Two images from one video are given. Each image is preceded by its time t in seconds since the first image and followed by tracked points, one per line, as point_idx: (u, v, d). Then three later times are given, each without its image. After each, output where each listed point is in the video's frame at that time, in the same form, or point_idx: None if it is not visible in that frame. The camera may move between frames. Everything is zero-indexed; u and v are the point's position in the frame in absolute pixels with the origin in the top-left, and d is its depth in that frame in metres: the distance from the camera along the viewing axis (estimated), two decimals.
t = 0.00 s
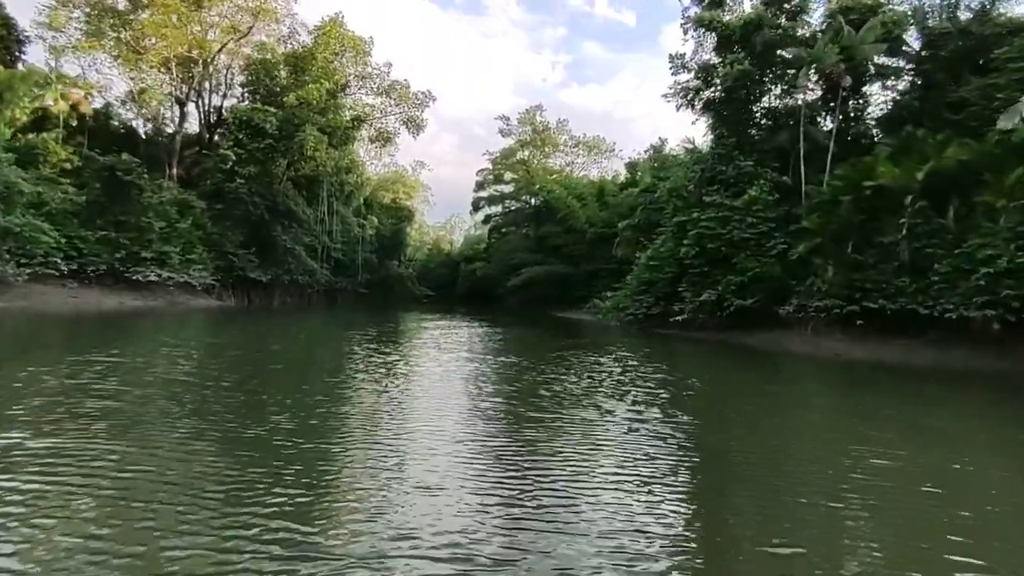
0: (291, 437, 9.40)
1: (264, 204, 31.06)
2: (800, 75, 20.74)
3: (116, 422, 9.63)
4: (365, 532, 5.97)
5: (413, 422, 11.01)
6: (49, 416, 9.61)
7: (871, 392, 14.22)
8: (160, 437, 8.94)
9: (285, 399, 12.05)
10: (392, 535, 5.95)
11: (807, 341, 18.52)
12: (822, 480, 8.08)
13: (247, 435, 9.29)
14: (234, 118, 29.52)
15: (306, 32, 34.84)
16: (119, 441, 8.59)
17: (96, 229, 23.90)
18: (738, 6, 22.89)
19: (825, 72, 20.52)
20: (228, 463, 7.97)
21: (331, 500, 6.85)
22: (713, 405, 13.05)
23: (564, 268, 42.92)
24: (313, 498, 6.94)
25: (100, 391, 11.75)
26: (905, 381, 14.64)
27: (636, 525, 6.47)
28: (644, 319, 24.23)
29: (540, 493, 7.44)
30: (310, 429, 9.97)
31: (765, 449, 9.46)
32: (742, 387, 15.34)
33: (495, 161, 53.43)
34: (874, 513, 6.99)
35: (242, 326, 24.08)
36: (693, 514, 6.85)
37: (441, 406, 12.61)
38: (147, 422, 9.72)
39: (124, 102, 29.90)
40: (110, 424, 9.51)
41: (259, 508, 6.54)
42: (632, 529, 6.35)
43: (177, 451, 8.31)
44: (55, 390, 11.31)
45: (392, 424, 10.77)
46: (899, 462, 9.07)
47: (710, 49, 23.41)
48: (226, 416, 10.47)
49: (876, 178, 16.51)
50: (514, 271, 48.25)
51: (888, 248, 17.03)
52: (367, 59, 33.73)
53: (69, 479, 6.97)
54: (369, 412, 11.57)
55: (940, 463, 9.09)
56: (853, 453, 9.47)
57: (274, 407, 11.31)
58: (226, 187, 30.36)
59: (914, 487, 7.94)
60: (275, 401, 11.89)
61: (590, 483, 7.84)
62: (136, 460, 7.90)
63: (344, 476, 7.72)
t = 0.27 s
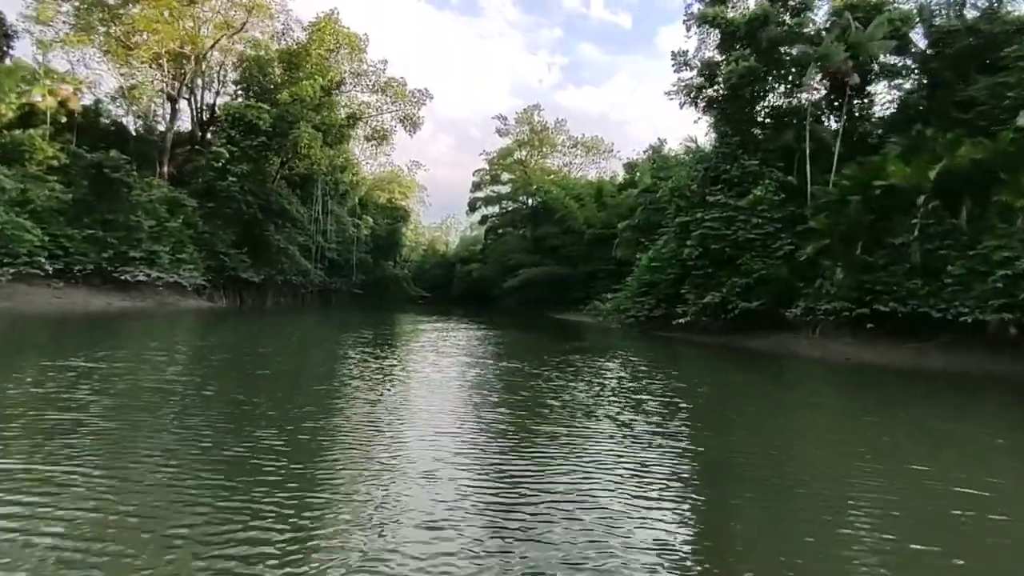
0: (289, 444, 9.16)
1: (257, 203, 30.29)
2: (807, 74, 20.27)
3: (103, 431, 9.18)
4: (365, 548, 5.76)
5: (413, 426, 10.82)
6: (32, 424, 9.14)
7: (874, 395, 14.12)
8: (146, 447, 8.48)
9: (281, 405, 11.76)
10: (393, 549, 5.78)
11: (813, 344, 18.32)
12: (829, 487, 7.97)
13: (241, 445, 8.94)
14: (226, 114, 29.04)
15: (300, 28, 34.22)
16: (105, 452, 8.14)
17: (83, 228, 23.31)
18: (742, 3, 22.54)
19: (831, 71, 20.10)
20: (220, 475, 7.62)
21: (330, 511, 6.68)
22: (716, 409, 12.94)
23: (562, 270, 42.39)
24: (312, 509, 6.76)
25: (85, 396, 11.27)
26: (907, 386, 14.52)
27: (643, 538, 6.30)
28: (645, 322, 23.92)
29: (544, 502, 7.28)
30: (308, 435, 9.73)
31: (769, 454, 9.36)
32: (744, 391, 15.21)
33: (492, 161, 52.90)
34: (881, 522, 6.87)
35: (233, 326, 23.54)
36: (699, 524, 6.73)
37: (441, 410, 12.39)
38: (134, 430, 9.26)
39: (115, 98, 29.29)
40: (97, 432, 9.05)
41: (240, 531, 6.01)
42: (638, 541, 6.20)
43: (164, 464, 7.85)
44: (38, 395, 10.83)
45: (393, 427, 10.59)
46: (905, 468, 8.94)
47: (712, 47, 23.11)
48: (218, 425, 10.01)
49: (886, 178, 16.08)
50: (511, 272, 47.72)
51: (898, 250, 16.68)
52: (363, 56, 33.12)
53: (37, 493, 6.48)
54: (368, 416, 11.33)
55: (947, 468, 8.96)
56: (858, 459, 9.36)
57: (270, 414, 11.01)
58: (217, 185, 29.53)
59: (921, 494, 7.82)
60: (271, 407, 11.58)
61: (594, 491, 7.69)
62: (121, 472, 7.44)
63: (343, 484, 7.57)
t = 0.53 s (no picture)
0: (292, 448, 8.98)
1: (252, 201, 29.64)
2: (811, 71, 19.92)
3: (94, 437, 8.79)
4: (368, 553, 5.59)
5: (418, 427, 10.67)
6: (18, 428, 8.74)
7: (879, 396, 14.00)
8: (137, 456, 8.08)
9: (283, 405, 11.53)
10: (395, 553, 5.65)
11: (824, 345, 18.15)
12: (836, 485, 7.90)
13: (242, 451, 8.65)
14: (222, 109, 28.49)
15: (296, 23, 33.68)
16: (94, 460, 7.75)
17: (72, 225, 22.78)
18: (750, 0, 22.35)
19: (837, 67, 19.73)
20: (220, 481, 7.41)
21: (333, 516, 6.57)
22: (721, 408, 12.86)
23: (561, 270, 41.87)
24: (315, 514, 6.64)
25: (76, 399, 10.87)
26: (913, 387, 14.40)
27: (650, 541, 6.16)
28: (647, 324, 23.66)
29: (550, 505, 7.14)
30: (311, 439, 9.54)
31: (775, 453, 9.28)
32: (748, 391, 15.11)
33: (491, 160, 52.39)
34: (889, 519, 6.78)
35: (226, 326, 23.05)
36: (706, 522, 6.64)
37: (445, 410, 12.20)
38: (127, 437, 8.87)
39: (107, 94, 28.71)
40: (88, 439, 8.66)
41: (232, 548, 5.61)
42: (645, 543, 6.08)
43: (157, 475, 7.46)
44: (27, 398, 10.42)
45: (397, 429, 10.44)
46: (915, 468, 8.82)
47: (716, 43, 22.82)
48: (214, 430, 9.61)
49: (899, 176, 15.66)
50: (509, 273, 47.22)
51: (911, 249, 16.34)
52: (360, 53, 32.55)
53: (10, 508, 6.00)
54: (371, 418, 11.13)
55: (957, 469, 8.84)
56: (866, 458, 9.25)
57: (270, 416, 10.79)
58: (212, 183, 28.84)
59: (930, 494, 7.70)
60: (271, 408, 11.33)
61: (600, 492, 7.58)
62: (113, 484, 7.05)
63: (346, 488, 7.45)
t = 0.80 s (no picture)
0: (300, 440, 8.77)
1: (251, 199, 29.17)
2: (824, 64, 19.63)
3: (87, 433, 8.38)
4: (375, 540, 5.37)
5: (429, 426, 10.48)
6: (3, 427, 8.33)
7: (891, 399, 13.79)
8: (132, 451, 7.67)
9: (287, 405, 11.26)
10: (398, 540, 5.48)
11: (839, 348, 17.87)
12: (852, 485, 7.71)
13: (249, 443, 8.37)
14: (220, 105, 27.64)
15: (295, 19, 33.15)
16: (87, 456, 7.34)
17: (65, 223, 22.32)
18: None
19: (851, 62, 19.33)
20: (225, 467, 7.18)
21: (341, 497, 6.41)
22: (732, 409, 12.70)
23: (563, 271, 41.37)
24: (326, 493, 6.51)
25: (67, 398, 10.44)
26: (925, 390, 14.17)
27: (653, 534, 6.00)
28: (654, 324, 23.44)
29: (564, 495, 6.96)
30: (319, 433, 9.32)
31: (786, 453, 9.12)
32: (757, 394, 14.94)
33: (492, 159, 51.89)
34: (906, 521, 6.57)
35: (220, 326, 22.56)
36: (719, 520, 6.45)
37: (453, 411, 11.95)
38: (121, 433, 8.44)
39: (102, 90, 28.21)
40: (80, 435, 8.25)
41: (232, 541, 5.20)
42: (658, 537, 5.88)
43: (154, 467, 7.05)
44: (13, 396, 9.99)
45: (407, 428, 10.26)
46: (932, 470, 8.59)
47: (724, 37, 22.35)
48: (212, 428, 9.19)
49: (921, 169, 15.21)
50: (510, 273, 46.75)
51: (929, 248, 15.94)
52: (360, 49, 32.03)
53: None
54: (379, 418, 10.90)
55: (977, 472, 8.58)
56: (879, 460, 9.06)
57: (275, 411, 10.54)
58: (209, 179, 28.07)
59: (941, 495, 7.53)
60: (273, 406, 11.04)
61: (613, 485, 7.41)
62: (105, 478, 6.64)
63: (357, 473, 7.32)
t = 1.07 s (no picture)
0: (319, 443, 8.75)
1: (249, 198, 28.72)
2: (833, 58, 19.56)
3: (82, 441, 8.05)
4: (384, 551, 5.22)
5: (443, 428, 10.34)
6: None
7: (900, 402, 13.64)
8: (129, 461, 7.33)
9: (297, 407, 11.18)
10: (388, 547, 5.35)
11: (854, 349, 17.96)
12: (859, 483, 7.52)
13: (263, 449, 8.25)
14: (218, 102, 26.95)
15: (294, 15, 32.63)
16: (80, 468, 7.01)
17: (59, 222, 21.84)
18: None
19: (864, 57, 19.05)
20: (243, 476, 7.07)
21: (351, 506, 6.31)
22: (743, 409, 12.57)
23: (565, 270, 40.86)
24: (340, 500, 6.45)
25: (61, 402, 10.06)
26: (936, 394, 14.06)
27: (652, 536, 5.86)
28: (662, 326, 23.41)
29: (576, 498, 6.82)
30: (337, 435, 9.28)
31: (791, 449, 8.99)
32: (765, 394, 14.92)
33: (493, 158, 51.41)
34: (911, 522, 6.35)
35: (213, 326, 22.05)
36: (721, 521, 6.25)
37: (463, 413, 11.74)
38: (116, 442, 8.12)
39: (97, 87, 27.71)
40: (74, 443, 7.92)
41: (223, 568, 4.81)
42: (657, 539, 5.75)
43: (150, 481, 6.71)
44: None
45: (420, 430, 10.13)
46: (942, 471, 8.31)
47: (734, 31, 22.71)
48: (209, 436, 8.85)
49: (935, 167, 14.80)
50: (512, 273, 46.29)
51: (947, 246, 15.81)
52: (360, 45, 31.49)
53: None
54: (388, 421, 10.71)
55: (991, 474, 8.24)
56: (886, 455, 8.92)
57: (285, 415, 10.42)
58: (206, 177, 27.47)
59: (946, 491, 7.39)
60: (281, 409, 10.90)
61: (624, 487, 7.29)
62: (101, 491, 6.33)
63: (366, 479, 7.20)
